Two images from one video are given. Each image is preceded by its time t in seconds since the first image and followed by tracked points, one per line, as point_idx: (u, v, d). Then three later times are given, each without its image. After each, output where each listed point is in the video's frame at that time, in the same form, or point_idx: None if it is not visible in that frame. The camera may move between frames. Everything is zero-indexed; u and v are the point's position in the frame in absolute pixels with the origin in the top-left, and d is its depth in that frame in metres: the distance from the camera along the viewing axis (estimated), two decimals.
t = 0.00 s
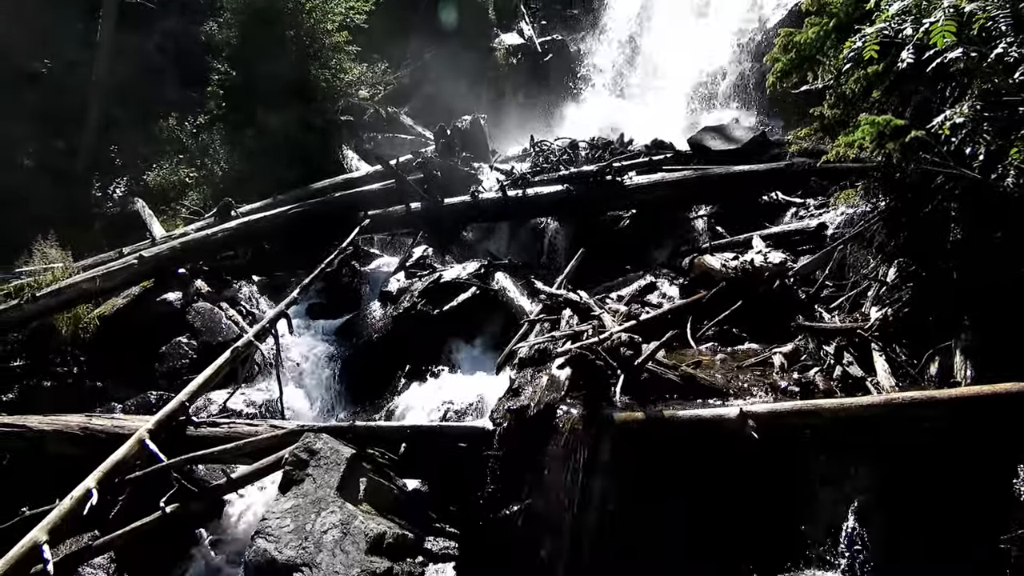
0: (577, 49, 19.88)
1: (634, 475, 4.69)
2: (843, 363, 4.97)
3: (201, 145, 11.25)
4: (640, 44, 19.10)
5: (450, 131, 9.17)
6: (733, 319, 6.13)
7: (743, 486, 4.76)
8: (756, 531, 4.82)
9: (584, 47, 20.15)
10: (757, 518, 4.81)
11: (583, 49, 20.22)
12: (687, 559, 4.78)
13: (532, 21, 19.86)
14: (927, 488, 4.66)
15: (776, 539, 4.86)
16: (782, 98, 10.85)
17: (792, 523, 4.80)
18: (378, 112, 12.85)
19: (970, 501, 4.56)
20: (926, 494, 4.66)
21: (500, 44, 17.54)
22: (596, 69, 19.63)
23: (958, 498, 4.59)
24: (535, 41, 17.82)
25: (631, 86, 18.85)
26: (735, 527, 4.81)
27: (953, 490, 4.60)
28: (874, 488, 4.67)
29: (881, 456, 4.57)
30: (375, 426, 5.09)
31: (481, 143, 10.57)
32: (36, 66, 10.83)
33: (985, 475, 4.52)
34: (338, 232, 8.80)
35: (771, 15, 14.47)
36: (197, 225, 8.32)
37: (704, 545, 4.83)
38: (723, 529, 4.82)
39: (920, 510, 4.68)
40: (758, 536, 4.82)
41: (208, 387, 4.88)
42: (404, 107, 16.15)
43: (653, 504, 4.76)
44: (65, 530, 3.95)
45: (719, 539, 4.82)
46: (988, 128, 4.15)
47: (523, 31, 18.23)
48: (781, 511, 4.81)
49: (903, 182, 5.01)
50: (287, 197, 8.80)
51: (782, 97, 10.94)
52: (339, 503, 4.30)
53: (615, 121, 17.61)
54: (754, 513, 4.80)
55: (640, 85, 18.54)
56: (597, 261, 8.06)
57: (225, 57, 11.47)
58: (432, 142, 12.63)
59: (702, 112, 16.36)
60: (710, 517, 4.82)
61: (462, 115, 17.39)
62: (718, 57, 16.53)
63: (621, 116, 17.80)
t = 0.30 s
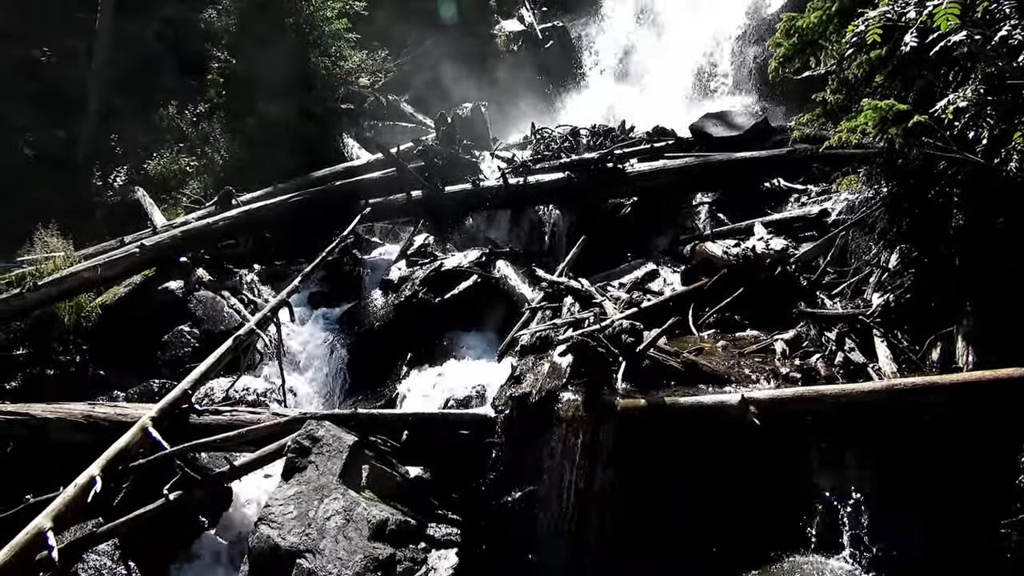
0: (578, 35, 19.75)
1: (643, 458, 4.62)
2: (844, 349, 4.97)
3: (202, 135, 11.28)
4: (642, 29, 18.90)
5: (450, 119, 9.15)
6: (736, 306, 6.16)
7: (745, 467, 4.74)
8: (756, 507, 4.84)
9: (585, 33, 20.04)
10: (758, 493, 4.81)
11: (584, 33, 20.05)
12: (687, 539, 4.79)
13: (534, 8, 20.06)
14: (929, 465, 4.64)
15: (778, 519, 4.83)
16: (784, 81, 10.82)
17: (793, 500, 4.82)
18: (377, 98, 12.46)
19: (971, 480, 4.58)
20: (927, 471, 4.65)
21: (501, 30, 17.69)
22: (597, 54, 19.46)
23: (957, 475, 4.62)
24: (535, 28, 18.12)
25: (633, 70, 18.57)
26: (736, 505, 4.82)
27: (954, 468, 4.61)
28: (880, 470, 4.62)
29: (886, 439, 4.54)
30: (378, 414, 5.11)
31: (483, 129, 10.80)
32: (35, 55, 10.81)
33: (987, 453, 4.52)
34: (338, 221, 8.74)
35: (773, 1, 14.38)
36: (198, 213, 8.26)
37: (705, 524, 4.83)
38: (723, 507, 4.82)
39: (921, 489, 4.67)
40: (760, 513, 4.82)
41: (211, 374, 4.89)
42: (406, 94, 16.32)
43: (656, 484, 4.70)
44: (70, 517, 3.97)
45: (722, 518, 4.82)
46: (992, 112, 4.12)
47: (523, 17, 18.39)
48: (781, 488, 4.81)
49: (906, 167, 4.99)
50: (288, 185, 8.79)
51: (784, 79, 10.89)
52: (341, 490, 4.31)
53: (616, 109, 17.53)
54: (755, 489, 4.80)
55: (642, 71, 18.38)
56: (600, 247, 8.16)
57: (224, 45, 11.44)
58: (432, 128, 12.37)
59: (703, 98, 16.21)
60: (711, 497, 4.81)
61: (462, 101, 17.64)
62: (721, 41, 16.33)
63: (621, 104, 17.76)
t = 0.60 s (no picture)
0: (581, 24, 19.74)
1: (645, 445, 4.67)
2: (846, 341, 4.97)
3: (204, 124, 11.35)
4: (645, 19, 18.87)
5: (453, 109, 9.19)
6: (737, 298, 6.16)
7: (746, 460, 4.79)
8: (757, 498, 4.81)
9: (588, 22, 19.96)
10: (758, 483, 4.82)
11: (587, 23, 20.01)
12: (687, 530, 4.78)
13: None
14: (930, 461, 4.66)
15: (782, 508, 4.73)
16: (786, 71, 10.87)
17: (794, 488, 4.77)
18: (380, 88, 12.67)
19: (971, 476, 4.64)
20: (928, 466, 4.66)
21: (504, 20, 17.74)
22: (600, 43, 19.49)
23: (958, 469, 4.65)
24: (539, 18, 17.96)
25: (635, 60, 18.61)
26: (736, 495, 4.83)
27: (956, 463, 4.63)
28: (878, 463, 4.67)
29: (886, 431, 4.58)
30: (380, 403, 5.13)
31: (484, 120, 10.82)
32: (36, 43, 10.80)
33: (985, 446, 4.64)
34: (340, 211, 8.71)
35: None
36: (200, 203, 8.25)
37: (705, 515, 4.83)
38: (723, 497, 4.84)
39: (921, 483, 4.68)
40: (760, 502, 4.79)
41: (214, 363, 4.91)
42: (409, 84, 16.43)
43: (657, 472, 4.71)
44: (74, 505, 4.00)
45: (722, 508, 4.84)
46: (997, 102, 4.10)
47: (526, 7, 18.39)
48: (782, 479, 4.79)
49: (909, 158, 4.97)
50: (290, 175, 8.80)
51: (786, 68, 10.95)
52: (344, 479, 4.33)
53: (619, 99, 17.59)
54: (755, 479, 4.82)
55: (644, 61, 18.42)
56: (600, 238, 8.26)
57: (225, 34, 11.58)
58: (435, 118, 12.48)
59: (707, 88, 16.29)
60: (711, 487, 4.83)
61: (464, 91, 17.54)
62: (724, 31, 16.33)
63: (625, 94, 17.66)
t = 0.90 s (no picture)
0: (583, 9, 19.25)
1: (647, 441, 4.66)
2: (849, 330, 4.97)
3: (206, 115, 11.32)
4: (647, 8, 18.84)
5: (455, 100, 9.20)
6: (739, 288, 6.13)
7: (746, 450, 4.79)
8: (757, 496, 4.83)
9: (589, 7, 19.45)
10: (758, 479, 4.83)
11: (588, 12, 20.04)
12: (684, 526, 4.78)
13: None
14: (928, 446, 4.66)
15: (781, 509, 4.75)
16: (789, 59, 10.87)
17: (792, 487, 4.79)
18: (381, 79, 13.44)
19: (967, 461, 4.65)
20: (927, 451, 4.64)
21: (505, 10, 17.51)
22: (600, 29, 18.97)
23: (954, 456, 4.67)
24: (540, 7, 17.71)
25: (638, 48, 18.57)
26: (736, 493, 4.84)
27: (951, 449, 4.68)
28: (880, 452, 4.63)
29: (889, 420, 4.58)
30: (383, 394, 5.15)
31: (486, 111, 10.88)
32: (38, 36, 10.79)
33: (984, 435, 4.64)
34: (343, 201, 8.75)
35: None
36: (202, 195, 8.23)
37: (703, 511, 4.83)
38: (723, 494, 4.84)
39: (922, 471, 4.62)
40: (759, 502, 4.81)
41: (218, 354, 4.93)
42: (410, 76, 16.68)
43: (657, 469, 4.67)
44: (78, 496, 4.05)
45: (720, 503, 4.84)
46: (1001, 91, 4.09)
47: None
48: (782, 475, 4.80)
49: (913, 148, 4.97)
50: (292, 166, 8.79)
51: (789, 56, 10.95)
52: (346, 469, 4.36)
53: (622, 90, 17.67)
54: (755, 475, 4.83)
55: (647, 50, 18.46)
56: (603, 229, 8.30)
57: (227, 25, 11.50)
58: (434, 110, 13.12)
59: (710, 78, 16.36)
60: (711, 486, 4.84)
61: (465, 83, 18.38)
62: (727, 19, 16.30)
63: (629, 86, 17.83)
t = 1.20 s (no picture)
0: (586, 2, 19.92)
1: (651, 432, 4.67)
2: (852, 318, 4.96)
3: (206, 104, 11.34)
4: None
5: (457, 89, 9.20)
6: (743, 277, 6.16)
7: (747, 436, 4.78)
8: (757, 494, 4.82)
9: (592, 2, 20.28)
10: (758, 474, 4.83)
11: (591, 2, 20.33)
12: (683, 524, 4.82)
13: None
14: (930, 438, 4.66)
15: (777, 507, 4.76)
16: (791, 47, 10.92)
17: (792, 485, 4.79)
18: (383, 69, 13.31)
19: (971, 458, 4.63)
20: (929, 444, 4.65)
21: None
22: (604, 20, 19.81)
23: (958, 452, 4.64)
24: None
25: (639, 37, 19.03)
26: (736, 491, 4.86)
27: (955, 443, 4.65)
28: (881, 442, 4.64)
29: (891, 407, 4.55)
30: (387, 382, 5.16)
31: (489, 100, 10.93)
32: (38, 25, 10.72)
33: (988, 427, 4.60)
34: (344, 189, 8.77)
35: None
36: (204, 184, 8.25)
37: (703, 509, 4.87)
38: (723, 492, 4.87)
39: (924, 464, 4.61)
40: (759, 500, 4.81)
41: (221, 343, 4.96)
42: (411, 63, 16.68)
43: (659, 465, 4.71)
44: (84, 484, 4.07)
45: (721, 500, 4.87)
46: (1007, 76, 4.07)
47: None
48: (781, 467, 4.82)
49: (916, 136, 4.95)
50: (294, 155, 8.81)
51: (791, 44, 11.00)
52: (350, 456, 4.37)
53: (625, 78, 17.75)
54: (755, 471, 4.84)
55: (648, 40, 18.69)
56: (606, 218, 8.32)
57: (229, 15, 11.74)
58: (436, 99, 12.98)
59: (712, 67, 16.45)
60: (710, 483, 4.88)
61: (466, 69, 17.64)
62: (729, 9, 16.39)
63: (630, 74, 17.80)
